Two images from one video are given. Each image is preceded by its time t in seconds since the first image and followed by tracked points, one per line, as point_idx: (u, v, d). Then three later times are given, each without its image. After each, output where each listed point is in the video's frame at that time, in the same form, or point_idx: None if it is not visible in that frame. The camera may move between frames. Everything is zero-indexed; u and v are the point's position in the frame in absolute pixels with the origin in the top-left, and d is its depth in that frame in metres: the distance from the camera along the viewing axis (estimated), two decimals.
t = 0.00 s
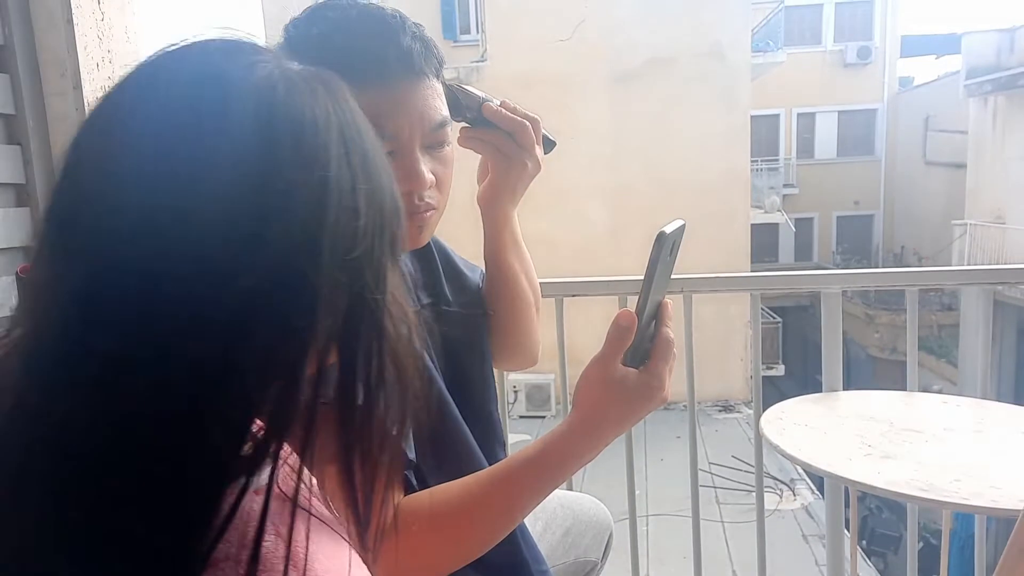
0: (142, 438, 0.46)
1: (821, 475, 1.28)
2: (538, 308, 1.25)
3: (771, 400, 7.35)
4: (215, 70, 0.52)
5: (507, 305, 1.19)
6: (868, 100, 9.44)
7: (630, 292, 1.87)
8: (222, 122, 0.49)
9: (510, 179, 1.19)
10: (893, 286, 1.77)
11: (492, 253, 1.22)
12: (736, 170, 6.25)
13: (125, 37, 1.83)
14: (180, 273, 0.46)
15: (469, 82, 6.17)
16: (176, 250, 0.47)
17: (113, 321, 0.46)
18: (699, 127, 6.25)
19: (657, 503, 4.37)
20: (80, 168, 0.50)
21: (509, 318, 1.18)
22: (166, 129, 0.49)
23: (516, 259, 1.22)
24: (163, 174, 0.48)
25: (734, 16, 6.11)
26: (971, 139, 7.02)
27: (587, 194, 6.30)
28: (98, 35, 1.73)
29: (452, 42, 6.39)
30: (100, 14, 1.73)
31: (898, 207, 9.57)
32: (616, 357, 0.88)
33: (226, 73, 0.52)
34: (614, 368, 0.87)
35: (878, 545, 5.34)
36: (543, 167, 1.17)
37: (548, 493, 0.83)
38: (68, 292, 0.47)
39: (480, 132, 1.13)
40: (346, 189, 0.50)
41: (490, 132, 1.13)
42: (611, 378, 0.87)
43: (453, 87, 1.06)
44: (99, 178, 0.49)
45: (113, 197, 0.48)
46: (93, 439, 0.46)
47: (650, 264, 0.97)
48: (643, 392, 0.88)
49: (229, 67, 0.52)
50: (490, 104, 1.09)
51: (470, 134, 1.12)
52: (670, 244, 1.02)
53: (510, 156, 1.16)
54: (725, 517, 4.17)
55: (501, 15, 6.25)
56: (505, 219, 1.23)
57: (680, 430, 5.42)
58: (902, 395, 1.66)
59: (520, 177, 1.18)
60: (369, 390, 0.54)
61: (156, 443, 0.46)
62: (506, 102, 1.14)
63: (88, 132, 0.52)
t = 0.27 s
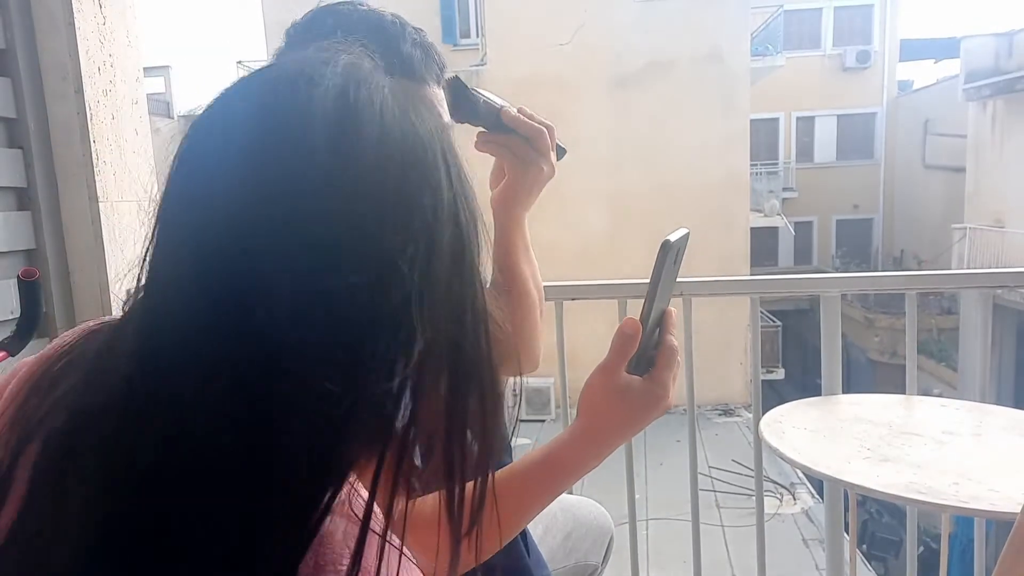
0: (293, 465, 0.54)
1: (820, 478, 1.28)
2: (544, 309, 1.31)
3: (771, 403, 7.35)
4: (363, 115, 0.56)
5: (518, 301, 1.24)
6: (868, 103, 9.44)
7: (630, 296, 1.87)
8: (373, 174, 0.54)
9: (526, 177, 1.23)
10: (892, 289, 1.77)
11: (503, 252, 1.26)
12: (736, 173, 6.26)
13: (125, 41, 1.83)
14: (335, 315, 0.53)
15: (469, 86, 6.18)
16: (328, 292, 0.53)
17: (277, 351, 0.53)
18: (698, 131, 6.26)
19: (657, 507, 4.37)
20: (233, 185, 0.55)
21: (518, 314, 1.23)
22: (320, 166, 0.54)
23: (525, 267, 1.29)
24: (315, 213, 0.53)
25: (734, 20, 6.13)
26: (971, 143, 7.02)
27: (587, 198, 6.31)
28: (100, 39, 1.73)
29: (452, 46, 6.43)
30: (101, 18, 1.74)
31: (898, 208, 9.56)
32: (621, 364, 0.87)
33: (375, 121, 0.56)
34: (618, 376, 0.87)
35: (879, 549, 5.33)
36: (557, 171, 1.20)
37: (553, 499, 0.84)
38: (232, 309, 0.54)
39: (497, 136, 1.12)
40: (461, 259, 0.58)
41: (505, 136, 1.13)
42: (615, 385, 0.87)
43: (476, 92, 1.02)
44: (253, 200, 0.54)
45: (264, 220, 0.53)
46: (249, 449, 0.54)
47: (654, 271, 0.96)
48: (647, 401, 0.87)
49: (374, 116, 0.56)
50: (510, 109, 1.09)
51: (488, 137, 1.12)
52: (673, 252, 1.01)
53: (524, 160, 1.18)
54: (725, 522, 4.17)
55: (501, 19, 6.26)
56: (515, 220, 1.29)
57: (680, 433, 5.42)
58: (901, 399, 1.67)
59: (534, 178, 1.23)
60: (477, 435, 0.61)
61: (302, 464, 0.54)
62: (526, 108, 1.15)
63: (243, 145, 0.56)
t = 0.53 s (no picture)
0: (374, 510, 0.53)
1: (820, 480, 1.28)
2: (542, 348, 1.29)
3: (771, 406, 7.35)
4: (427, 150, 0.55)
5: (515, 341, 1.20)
6: (868, 105, 9.44)
7: (630, 298, 1.87)
8: (452, 221, 0.53)
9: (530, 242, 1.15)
10: (892, 291, 1.77)
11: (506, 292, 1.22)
12: (736, 175, 6.26)
13: (126, 42, 1.82)
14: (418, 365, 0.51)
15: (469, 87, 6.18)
16: (410, 343, 0.50)
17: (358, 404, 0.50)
18: (698, 133, 6.26)
19: (657, 508, 4.37)
20: (306, 229, 0.52)
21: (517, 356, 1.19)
22: (402, 214, 0.51)
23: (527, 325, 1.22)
24: (400, 260, 0.51)
25: (734, 22, 6.14)
26: (971, 145, 7.03)
27: (587, 200, 6.32)
28: (100, 40, 1.73)
29: (451, 48, 6.57)
30: (102, 19, 1.74)
31: (897, 209, 9.54)
32: (633, 370, 0.87)
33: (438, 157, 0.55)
34: (630, 382, 0.86)
35: (878, 551, 5.32)
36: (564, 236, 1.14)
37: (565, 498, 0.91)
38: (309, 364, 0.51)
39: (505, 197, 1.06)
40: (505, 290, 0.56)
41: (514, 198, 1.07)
42: (628, 391, 0.87)
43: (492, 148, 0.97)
44: (328, 247, 0.51)
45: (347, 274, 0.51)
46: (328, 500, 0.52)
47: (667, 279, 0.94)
48: (657, 409, 0.87)
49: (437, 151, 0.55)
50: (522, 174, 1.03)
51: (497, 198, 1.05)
52: (687, 258, 0.99)
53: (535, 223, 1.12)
54: (724, 523, 4.17)
55: (501, 21, 6.27)
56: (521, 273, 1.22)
57: (680, 435, 5.42)
58: (901, 401, 1.67)
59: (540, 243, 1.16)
60: (523, 440, 0.64)
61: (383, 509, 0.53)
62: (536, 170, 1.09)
63: (307, 183, 0.53)
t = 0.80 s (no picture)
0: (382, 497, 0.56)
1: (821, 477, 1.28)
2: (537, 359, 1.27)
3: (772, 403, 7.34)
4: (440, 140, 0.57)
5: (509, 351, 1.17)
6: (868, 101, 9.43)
7: (631, 295, 1.86)
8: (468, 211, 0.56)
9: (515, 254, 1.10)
10: (893, 288, 1.77)
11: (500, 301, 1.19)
12: (736, 172, 6.25)
13: (126, 37, 1.82)
14: (439, 355, 0.54)
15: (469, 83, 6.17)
16: (427, 339, 0.53)
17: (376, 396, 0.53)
18: (699, 129, 6.25)
19: (657, 505, 4.37)
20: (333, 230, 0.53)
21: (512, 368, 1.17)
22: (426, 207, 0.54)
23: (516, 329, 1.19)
24: (406, 247, 0.53)
25: (734, 18, 6.12)
26: (971, 141, 7.03)
27: (587, 196, 6.31)
28: (99, 35, 1.72)
29: (451, 43, 6.60)
30: (100, 14, 1.73)
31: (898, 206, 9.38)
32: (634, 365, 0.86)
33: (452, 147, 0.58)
34: (631, 378, 0.86)
35: (878, 548, 5.32)
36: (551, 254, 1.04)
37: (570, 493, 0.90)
38: (331, 358, 0.53)
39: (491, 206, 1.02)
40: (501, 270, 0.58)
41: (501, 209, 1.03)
42: (630, 386, 0.86)
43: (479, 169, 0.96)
44: (355, 248, 0.53)
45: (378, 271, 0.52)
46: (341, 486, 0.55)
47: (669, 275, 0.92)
48: (659, 402, 0.87)
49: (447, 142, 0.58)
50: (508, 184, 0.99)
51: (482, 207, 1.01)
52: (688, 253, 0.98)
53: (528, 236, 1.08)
54: (725, 520, 4.17)
55: (502, 17, 6.25)
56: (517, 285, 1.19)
57: (680, 432, 5.41)
58: (902, 397, 1.66)
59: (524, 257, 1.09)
60: (521, 428, 0.64)
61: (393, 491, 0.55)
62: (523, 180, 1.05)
63: (328, 186, 0.54)
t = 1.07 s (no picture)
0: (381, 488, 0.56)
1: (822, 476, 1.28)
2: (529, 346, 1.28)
3: (772, 400, 7.36)
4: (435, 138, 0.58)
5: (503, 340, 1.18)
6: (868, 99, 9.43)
7: (631, 293, 1.86)
8: (464, 209, 0.56)
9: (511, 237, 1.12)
10: (894, 286, 1.76)
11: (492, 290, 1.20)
12: (736, 170, 6.25)
13: (124, 34, 1.81)
14: (436, 345, 0.55)
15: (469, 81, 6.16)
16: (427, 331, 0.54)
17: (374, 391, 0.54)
18: (700, 127, 6.25)
19: (657, 503, 4.37)
20: (331, 226, 0.53)
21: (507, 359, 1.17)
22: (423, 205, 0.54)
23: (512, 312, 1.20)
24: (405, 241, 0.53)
25: (735, 16, 6.12)
26: (972, 139, 7.02)
27: (587, 194, 6.31)
28: (98, 33, 1.72)
29: (451, 42, 6.54)
30: (99, 12, 1.73)
31: (898, 205, 9.46)
32: (630, 360, 0.86)
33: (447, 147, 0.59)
34: (628, 371, 0.86)
35: (878, 545, 5.32)
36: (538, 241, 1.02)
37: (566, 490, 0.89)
38: (331, 353, 0.53)
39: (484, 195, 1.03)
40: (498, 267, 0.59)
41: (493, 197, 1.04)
42: (626, 380, 0.86)
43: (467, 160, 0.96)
44: (356, 241, 0.53)
45: (374, 268, 0.53)
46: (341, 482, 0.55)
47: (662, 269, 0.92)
48: (655, 395, 0.86)
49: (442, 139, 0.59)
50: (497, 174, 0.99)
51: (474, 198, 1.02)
52: (682, 248, 0.98)
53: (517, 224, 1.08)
54: (725, 517, 4.17)
55: (501, 15, 6.24)
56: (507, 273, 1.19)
57: (680, 429, 5.42)
58: (903, 395, 1.66)
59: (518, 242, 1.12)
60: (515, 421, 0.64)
61: (396, 484, 0.56)
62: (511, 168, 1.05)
63: (325, 183, 0.54)
